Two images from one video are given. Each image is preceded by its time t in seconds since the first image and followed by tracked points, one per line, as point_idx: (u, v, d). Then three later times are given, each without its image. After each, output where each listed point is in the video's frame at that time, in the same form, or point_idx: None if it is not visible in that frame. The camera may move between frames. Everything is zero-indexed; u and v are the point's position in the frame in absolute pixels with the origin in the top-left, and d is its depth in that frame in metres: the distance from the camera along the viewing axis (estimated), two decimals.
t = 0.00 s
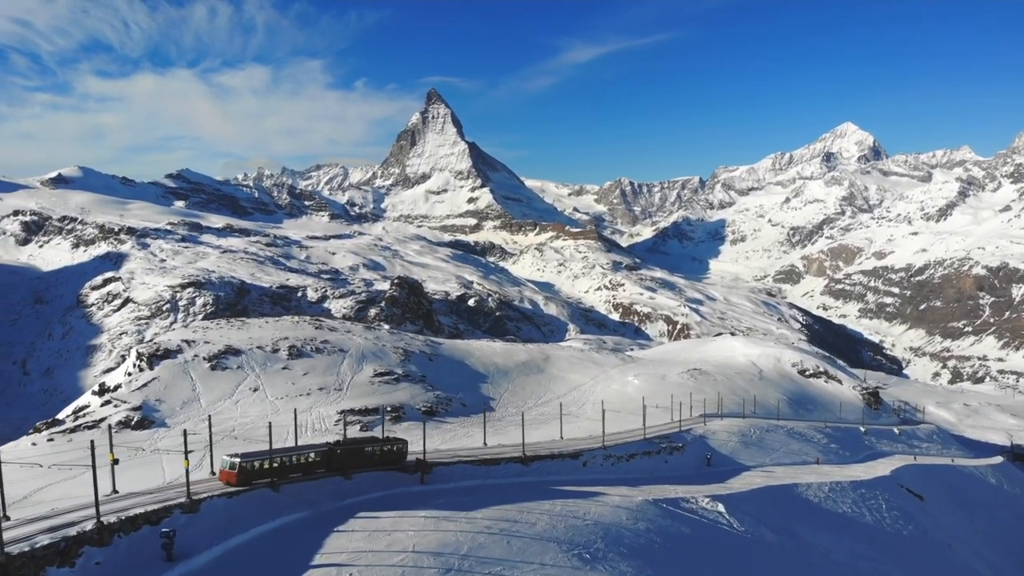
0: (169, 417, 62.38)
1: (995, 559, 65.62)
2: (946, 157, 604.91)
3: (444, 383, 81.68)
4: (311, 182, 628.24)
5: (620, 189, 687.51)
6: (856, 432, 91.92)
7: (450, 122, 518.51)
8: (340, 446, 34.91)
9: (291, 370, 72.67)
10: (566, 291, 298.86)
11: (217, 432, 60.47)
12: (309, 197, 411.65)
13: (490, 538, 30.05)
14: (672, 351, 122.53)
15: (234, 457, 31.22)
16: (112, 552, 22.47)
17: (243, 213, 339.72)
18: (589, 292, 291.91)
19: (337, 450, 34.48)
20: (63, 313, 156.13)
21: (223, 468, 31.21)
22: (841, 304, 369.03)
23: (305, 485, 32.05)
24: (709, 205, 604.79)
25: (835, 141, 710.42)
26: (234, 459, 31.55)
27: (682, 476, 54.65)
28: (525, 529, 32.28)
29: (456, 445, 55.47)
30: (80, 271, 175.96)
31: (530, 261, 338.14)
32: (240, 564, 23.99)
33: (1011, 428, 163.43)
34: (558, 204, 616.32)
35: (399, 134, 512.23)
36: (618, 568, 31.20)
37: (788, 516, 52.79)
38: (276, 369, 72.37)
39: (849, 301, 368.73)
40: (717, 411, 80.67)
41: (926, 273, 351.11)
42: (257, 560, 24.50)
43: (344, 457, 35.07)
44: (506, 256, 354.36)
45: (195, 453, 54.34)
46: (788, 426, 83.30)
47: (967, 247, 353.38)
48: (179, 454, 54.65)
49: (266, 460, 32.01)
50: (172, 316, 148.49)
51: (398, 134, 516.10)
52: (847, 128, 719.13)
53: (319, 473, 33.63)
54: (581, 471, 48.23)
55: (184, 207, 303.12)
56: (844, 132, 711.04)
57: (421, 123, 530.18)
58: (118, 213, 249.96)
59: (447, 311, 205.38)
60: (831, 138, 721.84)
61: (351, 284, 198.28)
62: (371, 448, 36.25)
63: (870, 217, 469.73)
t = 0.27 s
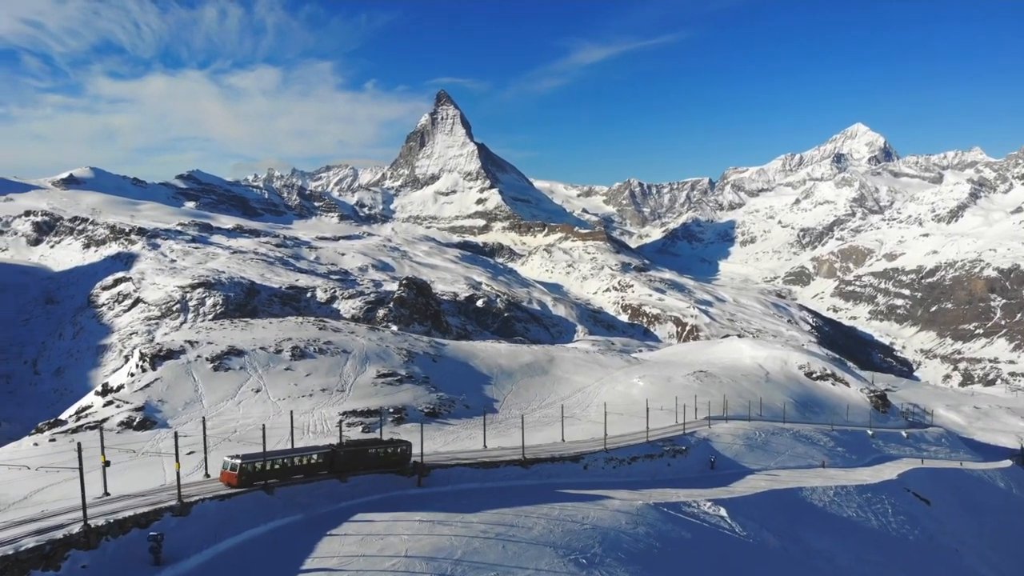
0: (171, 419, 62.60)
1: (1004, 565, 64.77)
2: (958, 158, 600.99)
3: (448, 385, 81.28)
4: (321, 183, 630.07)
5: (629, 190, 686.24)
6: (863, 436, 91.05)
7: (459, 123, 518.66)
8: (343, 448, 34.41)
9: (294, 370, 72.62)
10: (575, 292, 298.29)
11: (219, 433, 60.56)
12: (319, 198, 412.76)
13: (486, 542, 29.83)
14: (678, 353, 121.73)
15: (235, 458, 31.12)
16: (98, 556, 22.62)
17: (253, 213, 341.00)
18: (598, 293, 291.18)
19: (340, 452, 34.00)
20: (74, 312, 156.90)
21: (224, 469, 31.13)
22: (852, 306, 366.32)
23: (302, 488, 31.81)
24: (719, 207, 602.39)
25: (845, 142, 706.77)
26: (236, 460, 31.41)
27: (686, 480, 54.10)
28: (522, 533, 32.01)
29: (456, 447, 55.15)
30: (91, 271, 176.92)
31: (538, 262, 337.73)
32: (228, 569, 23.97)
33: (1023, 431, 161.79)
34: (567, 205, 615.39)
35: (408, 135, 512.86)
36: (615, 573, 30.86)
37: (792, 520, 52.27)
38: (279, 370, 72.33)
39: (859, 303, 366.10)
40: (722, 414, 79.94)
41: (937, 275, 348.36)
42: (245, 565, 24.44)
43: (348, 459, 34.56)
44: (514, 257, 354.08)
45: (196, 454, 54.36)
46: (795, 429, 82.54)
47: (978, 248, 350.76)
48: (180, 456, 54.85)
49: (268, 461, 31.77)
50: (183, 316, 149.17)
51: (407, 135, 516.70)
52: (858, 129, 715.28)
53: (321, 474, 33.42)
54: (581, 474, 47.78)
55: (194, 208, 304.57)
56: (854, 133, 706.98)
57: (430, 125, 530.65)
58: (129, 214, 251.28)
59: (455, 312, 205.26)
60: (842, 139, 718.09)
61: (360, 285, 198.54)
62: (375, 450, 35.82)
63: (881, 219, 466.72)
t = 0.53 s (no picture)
0: (173, 420, 62.89)
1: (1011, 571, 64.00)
2: (969, 159, 596.99)
3: (450, 386, 80.99)
4: (330, 184, 631.67)
5: (637, 191, 684.78)
6: (870, 439, 90.24)
7: (468, 124, 518.72)
8: (345, 451, 34.52)
9: (296, 371, 72.55)
10: (583, 293, 297.73)
11: (221, 433, 60.66)
12: (328, 199, 413.83)
13: (479, 547, 29.61)
14: (683, 355, 121.02)
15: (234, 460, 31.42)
16: (84, 558, 22.87)
17: (263, 214, 342.31)
18: (606, 294, 290.46)
19: (341, 453, 34.12)
20: (84, 312, 157.63)
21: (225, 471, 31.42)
22: (862, 307, 363.76)
23: (296, 491, 31.81)
24: (728, 208, 600.12)
25: (856, 143, 702.90)
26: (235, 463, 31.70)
27: (688, 484, 53.70)
28: (517, 537, 31.72)
29: (457, 450, 54.89)
30: (101, 271, 177.82)
31: (547, 263, 337.30)
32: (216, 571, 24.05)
33: None
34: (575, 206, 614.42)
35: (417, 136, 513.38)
36: None
37: (795, 525, 51.76)
38: (281, 371, 72.30)
39: (869, 305, 363.40)
40: (727, 417, 79.31)
41: (948, 276, 345.56)
42: (233, 568, 24.51)
43: (349, 461, 34.68)
44: (523, 258, 353.73)
45: (197, 453, 54.54)
46: (800, 432, 81.83)
47: (990, 250, 348.01)
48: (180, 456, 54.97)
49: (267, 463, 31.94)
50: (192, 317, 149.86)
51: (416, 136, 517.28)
52: (868, 130, 711.30)
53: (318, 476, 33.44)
54: (581, 477, 47.37)
55: (204, 209, 306.00)
56: (864, 134, 702.66)
57: (439, 126, 531.02)
58: (139, 214, 252.67)
59: (463, 313, 205.22)
60: (852, 140, 714.25)
61: (369, 286, 198.72)
62: (378, 452, 35.96)
63: (892, 220, 463.60)
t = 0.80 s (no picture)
0: (165, 421, 62.83)
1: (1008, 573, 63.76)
2: (969, 161, 597.18)
3: (446, 387, 80.53)
4: (331, 185, 631.61)
5: (638, 193, 684.84)
6: (867, 440, 89.97)
7: (469, 125, 518.48)
8: (341, 451, 34.58)
9: (290, 373, 72.32)
10: (583, 294, 297.53)
11: (214, 434, 60.60)
12: (328, 200, 413.63)
13: (466, 550, 29.40)
14: (680, 357, 120.72)
15: (227, 460, 31.57)
16: (63, 561, 22.88)
17: (263, 215, 342.33)
18: (606, 295, 290.35)
19: (337, 455, 34.23)
20: (84, 313, 157.25)
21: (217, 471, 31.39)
22: (862, 308, 363.47)
23: (283, 493, 31.66)
24: (728, 209, 600.01)
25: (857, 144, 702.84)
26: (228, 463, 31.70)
27: (682, 486, 53.42)
28: (504, 540, 31.45)
29: (449, 452, 54.60)
30: (102, 272, 177.66)
31: (547, 264, 337.11)
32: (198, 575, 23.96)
33: None
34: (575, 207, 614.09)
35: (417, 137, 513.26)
36: None
37: (790, 528, 51.54)
38: (275, 372, 72.03)
39: (869, 306, 362.92)
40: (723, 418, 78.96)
41: (948, 278, 345.28)
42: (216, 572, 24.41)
43: (346, 461, 34.85)
44: (523, 260, 353.59)
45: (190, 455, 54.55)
46: (797, 433, 81.56)
47: (990, 252, 347.99)
48: (172, 457, 54.94)
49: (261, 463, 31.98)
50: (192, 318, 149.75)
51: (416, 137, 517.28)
52: (869, 131, 711.33)
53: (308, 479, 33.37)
54: (573, 479, 47.09)
55: (204, 210, 305.99)
56: (865, 135, 702.57)
57: (439, 126, 530.90)
58: (139, 215, 252.71)
59: (463, 313, 205.08)
60: (853, 141, 714.40)
61: (369, 287, 198.51)
62: (375, 452, 36.22)
63: (892, 221, 463.40)
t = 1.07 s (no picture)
0: (156, 422, 62.54)
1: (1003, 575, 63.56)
2: (969, 162, 597.38)
3: (440, 388, 80.24)
4: (330, 186, 630.99)
5: (638, 194, 684.86)
6: (864, 442, 89.73)
7: (469, 126, 518.33)
8: (333, 453, 34.62)
9: (283, 374, 71.98)
10: (583, 295, 297.15)
11: (205, 435, 60.38)
12: (328, 201, 413.27)
13: (451, 553, 29.16)
14: (677, 357, 120.46)
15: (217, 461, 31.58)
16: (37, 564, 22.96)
17: (263, 216, 341.96)
18: (606, 296, 290.20)
19: (329, 456, 34.26)
20: (84, 314, 157.00)
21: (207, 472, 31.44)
22: (862, 310, 363.07)
23: (267, 494, 31.46)
24: (728, 210, 599.82)
25: (856, 145, 703.05)
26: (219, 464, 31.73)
27: (674, 487, 53.15)
28: (490, 544, 31.22)
29: (441, 454, 54.32)
30: (101, 273, 177.37)
31: (547, 265, 336.79)
32: None
33: None
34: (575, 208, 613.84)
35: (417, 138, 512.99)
36: None
37: (783, 530, 51.27)
38: (267, 373, 71.74)
39: (869, 307, 362.53)
40: (718, 419, 78.63)
41: (948, 279, 345.04)
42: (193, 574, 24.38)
43: (338, 463, 34.90)
44: (523, 260, 353.27)
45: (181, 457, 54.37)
46: (792, 435, 81.20)
47: (990, 253, 348.03)
48: (163, 459, 54.76)
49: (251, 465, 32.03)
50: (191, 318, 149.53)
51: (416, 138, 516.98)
52: (868, 132, 711.38)
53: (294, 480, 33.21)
54: (564, 480, 46.79)
55: (204, 211, 305.67)
56: (865, 136, 702.57)
57: (439, 127, 530.67)
58: (139, 216, 252.38)
59: (463, 314, 204.85)
60: (853, 142, 714.46)
61: (369, 288, 198.21)
62: (367, 454, 36.22)
63: (892, 222, 463.26)
